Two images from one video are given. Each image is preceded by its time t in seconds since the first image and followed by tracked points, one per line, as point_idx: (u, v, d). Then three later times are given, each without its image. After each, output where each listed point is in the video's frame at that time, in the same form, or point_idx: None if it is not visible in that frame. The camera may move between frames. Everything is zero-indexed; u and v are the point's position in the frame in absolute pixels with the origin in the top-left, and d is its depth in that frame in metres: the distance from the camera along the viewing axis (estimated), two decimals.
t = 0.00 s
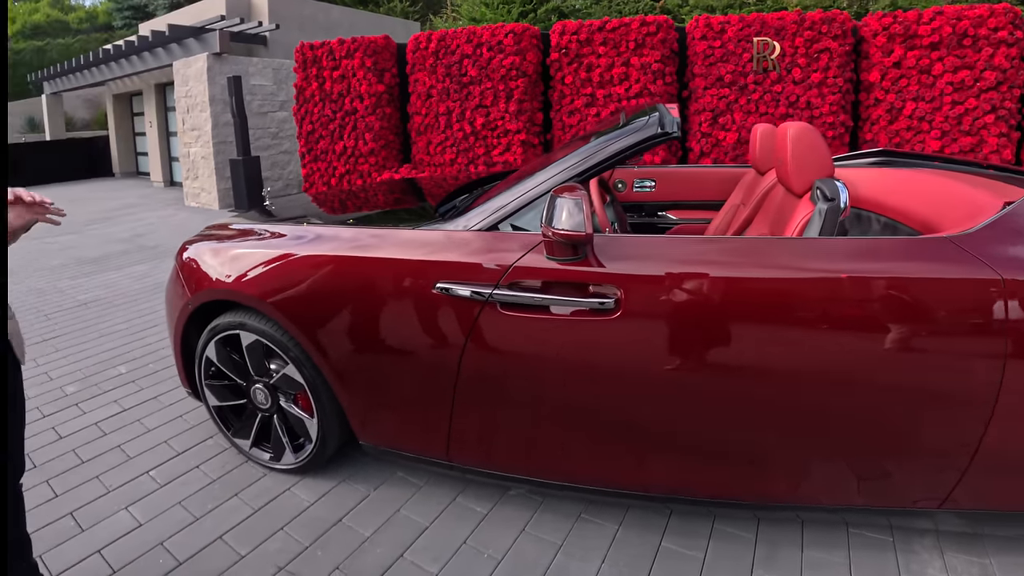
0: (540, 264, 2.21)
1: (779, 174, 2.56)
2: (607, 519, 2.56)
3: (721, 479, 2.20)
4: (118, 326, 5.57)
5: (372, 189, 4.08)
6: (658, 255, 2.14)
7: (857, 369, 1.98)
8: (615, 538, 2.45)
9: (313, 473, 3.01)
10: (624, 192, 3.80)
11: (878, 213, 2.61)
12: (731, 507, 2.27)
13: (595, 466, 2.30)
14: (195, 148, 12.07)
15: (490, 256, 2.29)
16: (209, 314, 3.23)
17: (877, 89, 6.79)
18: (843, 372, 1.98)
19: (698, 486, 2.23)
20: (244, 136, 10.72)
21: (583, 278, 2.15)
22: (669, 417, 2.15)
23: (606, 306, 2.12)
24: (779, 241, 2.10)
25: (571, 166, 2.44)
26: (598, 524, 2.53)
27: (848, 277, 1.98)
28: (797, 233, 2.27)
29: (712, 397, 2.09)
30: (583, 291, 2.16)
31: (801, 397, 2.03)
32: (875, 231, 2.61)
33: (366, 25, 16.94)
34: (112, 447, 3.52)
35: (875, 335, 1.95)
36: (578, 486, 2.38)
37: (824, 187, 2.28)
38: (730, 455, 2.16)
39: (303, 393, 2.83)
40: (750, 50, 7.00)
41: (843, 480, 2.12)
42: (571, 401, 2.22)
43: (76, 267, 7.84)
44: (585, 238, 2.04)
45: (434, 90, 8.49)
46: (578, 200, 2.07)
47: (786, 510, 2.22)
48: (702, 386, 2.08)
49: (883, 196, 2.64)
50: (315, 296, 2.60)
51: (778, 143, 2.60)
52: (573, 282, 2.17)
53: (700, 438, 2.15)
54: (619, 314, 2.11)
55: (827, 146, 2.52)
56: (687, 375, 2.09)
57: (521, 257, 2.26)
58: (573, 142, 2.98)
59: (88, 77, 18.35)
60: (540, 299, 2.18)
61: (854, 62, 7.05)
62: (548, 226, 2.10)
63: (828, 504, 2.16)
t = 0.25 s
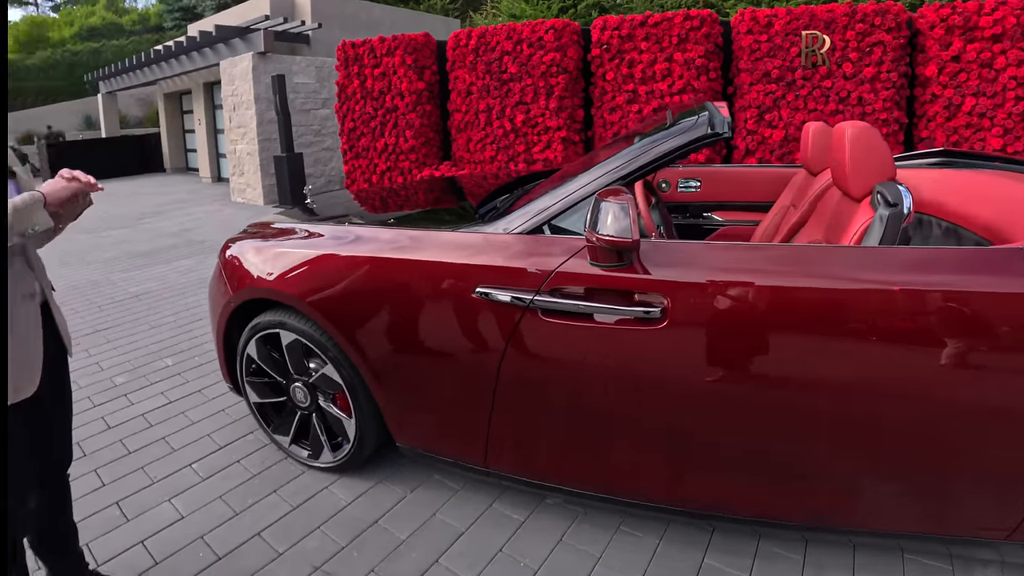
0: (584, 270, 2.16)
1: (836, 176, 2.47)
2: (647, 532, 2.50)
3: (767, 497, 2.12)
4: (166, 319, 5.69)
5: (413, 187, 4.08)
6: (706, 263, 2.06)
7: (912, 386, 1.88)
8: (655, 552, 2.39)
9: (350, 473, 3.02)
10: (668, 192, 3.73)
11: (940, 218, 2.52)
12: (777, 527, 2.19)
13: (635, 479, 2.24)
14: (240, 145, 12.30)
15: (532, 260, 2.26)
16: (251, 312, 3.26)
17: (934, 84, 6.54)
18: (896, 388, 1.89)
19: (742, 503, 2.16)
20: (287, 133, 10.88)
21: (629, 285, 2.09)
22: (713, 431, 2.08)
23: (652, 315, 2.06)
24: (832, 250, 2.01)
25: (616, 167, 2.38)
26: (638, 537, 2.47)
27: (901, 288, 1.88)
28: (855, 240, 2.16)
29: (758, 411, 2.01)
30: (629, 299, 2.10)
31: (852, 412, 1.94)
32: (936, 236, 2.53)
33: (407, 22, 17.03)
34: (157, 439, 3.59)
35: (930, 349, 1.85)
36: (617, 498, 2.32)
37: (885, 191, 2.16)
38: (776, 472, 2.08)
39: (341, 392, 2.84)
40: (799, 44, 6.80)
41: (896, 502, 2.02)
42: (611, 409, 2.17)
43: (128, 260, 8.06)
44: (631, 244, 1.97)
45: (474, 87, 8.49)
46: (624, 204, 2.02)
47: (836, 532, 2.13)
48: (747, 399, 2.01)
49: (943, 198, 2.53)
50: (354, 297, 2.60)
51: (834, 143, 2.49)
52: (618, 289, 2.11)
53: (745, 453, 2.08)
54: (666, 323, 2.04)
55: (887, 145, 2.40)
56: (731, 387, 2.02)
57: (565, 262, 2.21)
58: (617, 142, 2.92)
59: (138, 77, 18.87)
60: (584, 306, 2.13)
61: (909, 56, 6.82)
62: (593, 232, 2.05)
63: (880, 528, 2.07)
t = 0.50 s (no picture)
0: (632, 275, 2.11)
1: (901, 181, 2.37)
2: (691, 546, 2.45)
3: (817, 518, 2.04)
4: (215, 310, 5.82)
5: (456, 185, 4.07)
6: (760, 270, 1.99)
7: (973, 406, 1.78)
8: (698, 567, 2.33)
9: (390, 470, 3.03)
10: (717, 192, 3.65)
11: (1009, 224, 2.39)
12: (828, 549, 2.10)
13: (678, 491, 2.19)
14: (288, 142, 12.52)
15: (577, 264, 2.22)
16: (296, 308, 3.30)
17: (999, 81, 6.26)
18: (956, 407, 1.79)
19: (791, 522, 2.08)
20: (334, 130, 11.03)
21: (679, 291, 2.03)
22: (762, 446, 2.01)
23: (703, 323, 1.99)
24: (890, 260, 1.92)
25: (668, 168, 2.33)
26: (681, 551, 2.42)
27: (959, 303, 1.78)
28: (922, 249, 2.07)
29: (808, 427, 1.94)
30: (679, 306, 2.04)
31: (909, 429, 1.86)
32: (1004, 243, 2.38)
33: (451, 20, 17.10)
34: (204, 428, 3.67)
35: (993, 367, 1.75)
36: (660, 510, 2.27)
37: (956, 198, 2.06)
38: (827, 491, 2.00)
39: (383, 391, 2.85)
40: (853, 39, 6.59)
41: (957, 529, 1.92)
42: (654, 416, 2.12)
43: (180, 253, 8.29)
44: (683, 249, 1.92)
45: (518, 85, 8.47)
46: (676, 207, 1.97)
47: (891, 558, 2.03)
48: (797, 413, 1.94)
49: (1013, 204, 2.40)
50: (398, 295, 2.61)
51: (898, 143, 2.39)
52: (667, 294, 2.05)
53: (794, 470, 2.00)
54: (718, 332, 1.98)
55: (957, 147, 2.28)
56: (780, 399, 1.95)
57: (613, 266, 2.16)
58: (664, 142, 2.85)
59: (191, 76, 19.40)
60: (633, 312, 2.08)
61: (972, 51, 6.53)
62: (643, 235, 2.02)
63: (937, 554, 1.97)
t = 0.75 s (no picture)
0: (679, 280, 2.04)
1: (967, 187, 2.27)
2: (732, 561, 2.38)
3: (867, 546, 1.93)
4: (264, 303, 5.95)
5: (501, 184, 4.06)
6: (811, 278, 1.91)
7: None
8: None
9: (428, 468, 3.03)
10: (768, 194, 3.57)
11: None
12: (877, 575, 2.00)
13: (720, 506, 2.12)
14: (335, 139, 12.71)
15: (621, 266, 2.18)
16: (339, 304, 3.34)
17: None
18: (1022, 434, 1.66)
19: (838, 547, 1.98)
20: (380, 127, 11.14)
21: (727, 298, 1.95)
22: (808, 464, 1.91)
23: (753, 332, 1.90)
24: (951, 271, 1.81)
25: (719, 168, 2.27)
26: (721, 565, 2.35)
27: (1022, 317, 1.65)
28: (990, 258, 1.96)
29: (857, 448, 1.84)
30: (727, 313, 1.96)
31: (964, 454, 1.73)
32: None
33: (496, 18, 17.12)
34: (249, 417, 3.75)
35: None
36: (700, 523, 2.21)
37: None
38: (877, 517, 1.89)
39: (422, 388, 2.86)
40: (912, 35, 6.36)
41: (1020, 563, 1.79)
42: (696, 425, 2.06)
43: (232, 245, 8.50)
44: (732, 255, 1.87)
45: (563, 82, 8.44)
46: (726, 210, 1.91)
47: None
48: (846, 431, 1.84)
49: None
50: (441, 292, 2.62)
51: (965, 146, 2.28)
52: (717, 300, 1.97)
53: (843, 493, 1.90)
54: (768, 342, 1.89)
55: None
56: (828, 417, 1.85)
57: (658, 270, 2.10)
58: (713, 143, 2.79)
59: (243, 74, 19.88)
60: (680, 318, 2.01)
61: None
62: (691, 239, 1.97)
63: None
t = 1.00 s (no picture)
0: (715, 290, 1.99)
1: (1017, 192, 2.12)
2: None
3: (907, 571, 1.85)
4: (299, 300, 6.02)
5: (536, 185, 4.04)
6: (854, 292, 1.84)
7: None
8: None
9: (457, 470, 3.01)
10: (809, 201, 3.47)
11: None
12: None
13: (752, 523, 2.05)
14: (372, 138, 12.82)
15: (655, 274, 2.14)
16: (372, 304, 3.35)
17: None
18: None
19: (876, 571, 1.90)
20: (416, 127, 11.20)
21: (765, 310, 1.90)
22: (846, 484, 1.84)
23: (792, 347, 1.84)
24: (1004, 286, 1.71)
25: (760, 174, 2.20)
26: None
27: None
28: None
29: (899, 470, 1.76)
30: (765, 325, 1.90)
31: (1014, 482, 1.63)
32: None
33: (533, 18, 17.08)
34: (282, 412, 3.79)
35: None
36: (730, 540, 2.14)
37: None
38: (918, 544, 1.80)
39: (452, 390, 2.85)
40: (964, 35, 6.15)
41: None
42: (728, 439, 2.00)
43: (270, 242, 8.63)
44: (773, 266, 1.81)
45: (599, 83, 8.37)
46: (766, 219, 1.85)
47: None
48: (887, 452, 1.76)
49: None
50: (472, 294, 2.60)
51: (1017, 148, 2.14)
52: (754, 312, 1.92)
53: (882, 516, 1.82)
54: (808, 357, 1.83)
55: None
56: (867, 436, 1.78)
57: (694, 279, 2.06)
58: (754, 147, 2.71)
59: (284, 74, 20.20)
60: (715, 329, 1.96)
61: None
62: (729, 249, 1.91)
63: None
